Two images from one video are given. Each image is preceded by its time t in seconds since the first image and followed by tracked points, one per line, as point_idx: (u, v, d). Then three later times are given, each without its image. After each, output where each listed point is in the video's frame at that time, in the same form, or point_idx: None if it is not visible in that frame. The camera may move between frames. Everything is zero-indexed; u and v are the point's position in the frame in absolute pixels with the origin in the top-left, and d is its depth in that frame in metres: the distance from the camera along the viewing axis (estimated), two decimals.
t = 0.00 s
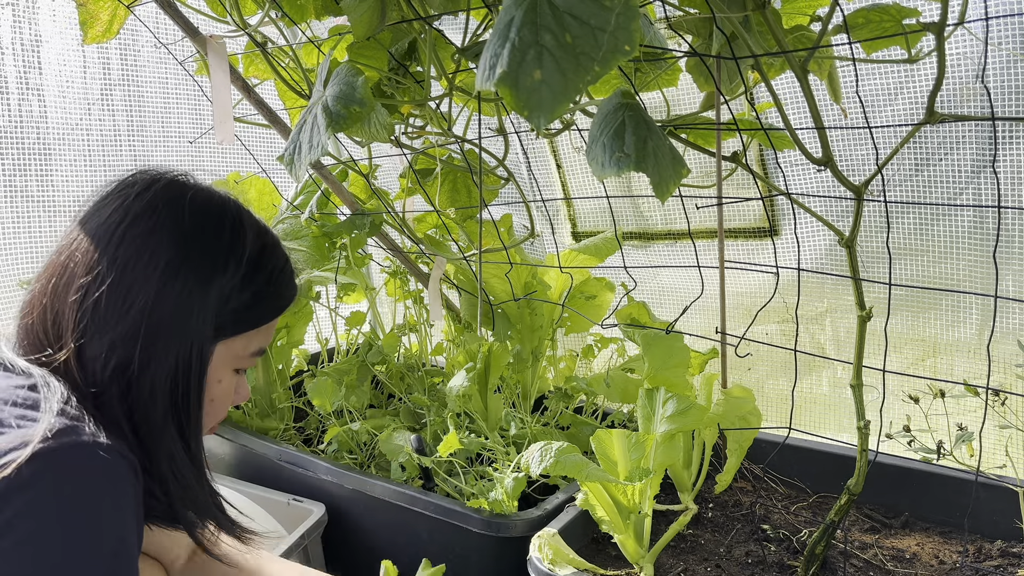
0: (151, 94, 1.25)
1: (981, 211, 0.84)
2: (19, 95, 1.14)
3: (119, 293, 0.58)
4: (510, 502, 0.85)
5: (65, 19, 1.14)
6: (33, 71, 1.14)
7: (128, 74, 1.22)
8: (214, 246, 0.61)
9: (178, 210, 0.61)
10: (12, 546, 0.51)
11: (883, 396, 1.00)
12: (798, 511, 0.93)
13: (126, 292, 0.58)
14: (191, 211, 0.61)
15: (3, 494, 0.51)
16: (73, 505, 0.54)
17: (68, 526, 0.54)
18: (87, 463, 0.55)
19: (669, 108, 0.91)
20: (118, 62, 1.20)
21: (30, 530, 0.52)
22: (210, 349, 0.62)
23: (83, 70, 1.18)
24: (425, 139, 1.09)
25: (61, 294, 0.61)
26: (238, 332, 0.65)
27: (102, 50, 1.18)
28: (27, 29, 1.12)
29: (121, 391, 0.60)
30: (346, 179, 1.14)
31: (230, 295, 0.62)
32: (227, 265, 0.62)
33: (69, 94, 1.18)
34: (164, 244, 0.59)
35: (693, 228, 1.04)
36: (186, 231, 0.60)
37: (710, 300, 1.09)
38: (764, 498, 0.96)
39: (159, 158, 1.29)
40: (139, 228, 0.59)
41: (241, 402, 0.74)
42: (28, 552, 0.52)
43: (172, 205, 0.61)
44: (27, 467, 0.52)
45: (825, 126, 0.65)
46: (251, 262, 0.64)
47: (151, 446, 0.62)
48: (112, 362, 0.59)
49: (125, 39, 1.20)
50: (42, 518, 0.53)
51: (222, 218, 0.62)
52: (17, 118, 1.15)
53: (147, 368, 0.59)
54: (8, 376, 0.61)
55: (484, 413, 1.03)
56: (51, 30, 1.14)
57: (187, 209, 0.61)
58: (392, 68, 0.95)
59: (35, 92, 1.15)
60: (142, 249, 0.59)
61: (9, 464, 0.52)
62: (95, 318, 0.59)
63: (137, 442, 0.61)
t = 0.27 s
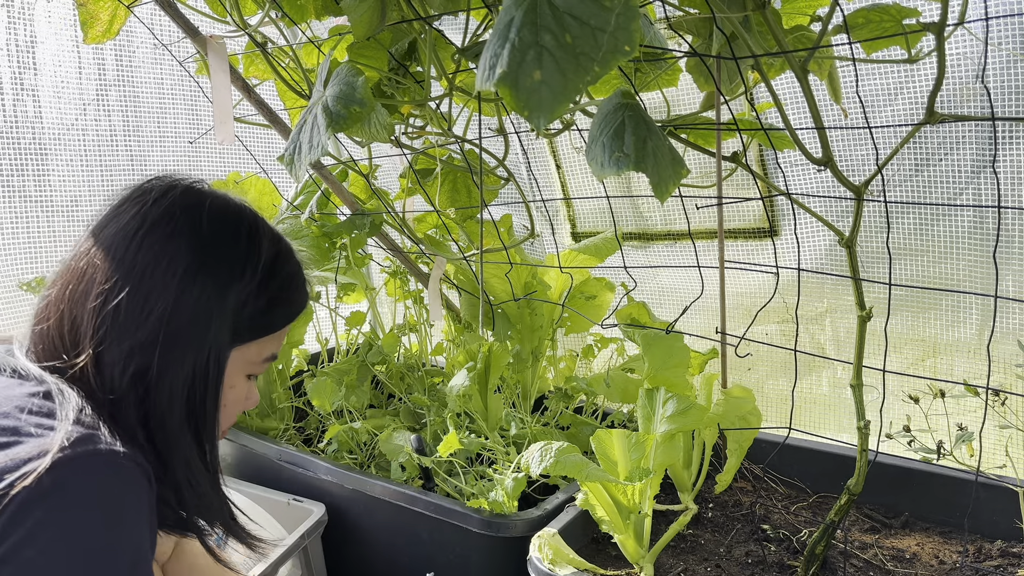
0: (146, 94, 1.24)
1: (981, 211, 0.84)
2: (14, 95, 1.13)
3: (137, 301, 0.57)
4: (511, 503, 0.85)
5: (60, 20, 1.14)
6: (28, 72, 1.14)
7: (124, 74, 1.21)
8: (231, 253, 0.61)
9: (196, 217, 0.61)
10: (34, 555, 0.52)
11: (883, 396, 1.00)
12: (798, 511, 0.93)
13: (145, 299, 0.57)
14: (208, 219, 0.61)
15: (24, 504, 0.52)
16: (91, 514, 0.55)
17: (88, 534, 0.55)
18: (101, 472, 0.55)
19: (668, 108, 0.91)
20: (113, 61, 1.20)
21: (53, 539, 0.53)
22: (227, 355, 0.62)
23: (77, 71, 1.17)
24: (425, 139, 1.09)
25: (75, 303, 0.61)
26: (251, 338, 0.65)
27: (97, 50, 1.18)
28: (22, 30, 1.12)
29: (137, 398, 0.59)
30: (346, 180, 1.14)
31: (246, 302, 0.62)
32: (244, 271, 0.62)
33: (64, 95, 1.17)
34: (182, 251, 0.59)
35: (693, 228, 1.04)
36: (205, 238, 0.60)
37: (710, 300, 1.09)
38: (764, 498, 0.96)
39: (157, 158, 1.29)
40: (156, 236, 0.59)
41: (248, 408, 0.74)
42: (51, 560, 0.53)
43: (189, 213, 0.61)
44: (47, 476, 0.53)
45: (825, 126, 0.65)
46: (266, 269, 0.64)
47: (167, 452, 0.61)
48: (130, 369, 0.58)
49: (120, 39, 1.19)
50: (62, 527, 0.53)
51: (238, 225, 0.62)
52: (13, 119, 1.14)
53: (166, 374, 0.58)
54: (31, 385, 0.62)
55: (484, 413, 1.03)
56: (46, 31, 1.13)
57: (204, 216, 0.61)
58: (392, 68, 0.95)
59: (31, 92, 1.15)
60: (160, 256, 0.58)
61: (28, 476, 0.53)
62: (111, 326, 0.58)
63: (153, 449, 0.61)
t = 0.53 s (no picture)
0: (148, 94, 1.24)
1: (981, 211, 0.84)
2: (14, 95, 1.14)
3: (145, 302, 0.57)
4: (510, 502, 0.85)
5: (62, 19, 1.14)
6: (29, 72, 1.14)
7: (125, 74, 1.21)
8: (238, 252, 0.61)
9: (201, 217, 0.61)
10: (40, 556, 0.53)
11: (882, 396, 1.00)
12: (798, 511, 0.93)
13: (153, 298, 0.57)
14: (214, 219, 0.61)
15: (29, 505, 0.52)
16: (96, 513, 0.55)
17: (92, 532, 0.55)
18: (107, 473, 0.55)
19: (668, 108, 0.91)
20: (115, 62, 1.20)
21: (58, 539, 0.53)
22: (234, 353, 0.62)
23: (79, 71, 1.17)
24: (425, 139, 1.09)
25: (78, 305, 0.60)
26: (255, 335, 0.66)
27: (99, 50, 1.18)
28: (23, 30, 1.12)
29: (145, 397, 0.59)
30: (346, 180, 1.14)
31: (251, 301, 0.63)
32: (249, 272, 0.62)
33: (64, 94, 1.17)
34: (189, 250, 0.59)
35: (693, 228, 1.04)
36: (212, 238, 0.60)
37: (710, 300, 1.09)
38: (764, 498, 0.96)
39: (157, 158, 1.29)
40: (162, 236, 0.59)
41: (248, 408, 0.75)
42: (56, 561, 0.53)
43: (195, 213, 0.61)
44: (52, 477, 0.53)
45: (825, 126, 0.65)
46: (270, 268, 0.65)
47: (174, 451, 0.61)
48: (139, 368, 0.58)
49: (122, 39, 1.19)
50: (69, 527, 0.54)
51: (243, 226, 0.63)
52: (13, 118, 1.14)
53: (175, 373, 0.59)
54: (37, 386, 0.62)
55: (484, 413, 1.03)
56: (48, 31, 1.13)
57: (211, 218, 0.61)
58: (392, 68, 0.95)
59: (31, 92, 1.15)
60: (168, 256, 0.58)
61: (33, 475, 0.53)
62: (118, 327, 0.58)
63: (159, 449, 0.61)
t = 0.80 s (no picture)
0: (145, 94, 1.24)
1: (981, 211, 0.84)
2: (12, 95, 1.13)
3: (147, 301, 0.57)
4: (510, 502, 0.85)
5: (60, 20, 1.13)
6: (26, 72, 1.13)
7: (122, 74, 1.21)
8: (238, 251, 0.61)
9: (199, 216, 0.61)
10: (42, 553, 0.53)
11: (883, 396, 1.00)
12: (798, 511, 0.93)
13: (153, 298, 0.57)
14: (213, 218, 0.61)
15: (31, 503, 0.52)
16: (97, 512, 0.55)
17: (95, 531, 0.55)
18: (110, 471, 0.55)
19: (668, 108, 0.91)
20: (112, 62, 1.20)
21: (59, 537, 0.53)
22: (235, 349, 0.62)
23: (76, 71, 1.17)
24: (425, 139, 1.09)
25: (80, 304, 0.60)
26: (254, 333, 0.66)
27: (96, 50, 1.17)
28: (21, 30, 1.11)
29: (147, 396, 0.59)
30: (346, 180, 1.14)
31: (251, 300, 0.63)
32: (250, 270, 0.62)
33: (62, 95, 1.17)
34: (190, 250, 0.59)
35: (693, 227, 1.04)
36: (213, 237, 0.60)
37: (710, 300, 1.09)
38: (764, 498, 0.96)
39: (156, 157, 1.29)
40: (162, 236, 0.59)
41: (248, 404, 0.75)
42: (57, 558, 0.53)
43: (195, 213, 0.61)
44: (54, 474, 0.53)
45: (825, 126, 0.65)
46: (267, 265, 0.65)
47: (175, 448, 0.61)
48: (139, 368, 0.58)
49: (120, 39, 1.19)
50: (71, 526, 0.54)
51: (243, 225, 0.63)
52: (10, 119, 1.14)
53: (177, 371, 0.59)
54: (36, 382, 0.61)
55: (485, 413, 1.03)
56: (46, 31, 1.13)
57: (209, 217, 0.61)
58: (392, 68, 0.95)
59: (29, 92, 1.14)
60: (168, 256, 0.58)
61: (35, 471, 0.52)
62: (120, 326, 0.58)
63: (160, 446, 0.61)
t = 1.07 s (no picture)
0: (139, 93, 1.24)
1: (981, 211, 0.84)
2: (4, 92, 1.13)
3: (151, 300, 0.54)
4: (510, 502, 0.85)
5: (54, 20, 1.14)
6: (19, 70, 1.14)
7: (117, 73, 1.21)
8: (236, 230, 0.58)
9: (190, 195, 0.56)
10: (81, 562, 0.52)
11: (883, 396, 1.00)
12: (797, 511, 0.93)
13: (194, 290, 0.56)
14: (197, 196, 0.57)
15: (68, 511, 0.52)
16: (128, 518, 0.53)
17: (126, 536, 0.53)
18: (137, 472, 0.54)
19: (669, 108, 0.91)
20: (107, 61, 1.20)
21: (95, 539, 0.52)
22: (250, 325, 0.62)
23: (69, 69, 1.17)
24: (425, 139, 1.09)
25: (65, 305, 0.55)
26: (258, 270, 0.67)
27: (91, 49, 1.17)
28: (14, 29, 1.12)
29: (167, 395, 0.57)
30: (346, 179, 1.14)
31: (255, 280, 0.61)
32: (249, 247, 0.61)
33: (54, 93, 1.17)
34: (186, 238, 0.55)
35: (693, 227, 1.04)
36: (205, 221, 0.56)
37: (710, 300, 1.09)
38: (764, 498, 0.96)
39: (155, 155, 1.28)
40: (153, 227, 0.54)
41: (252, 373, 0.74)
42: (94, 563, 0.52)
43: (180, 195, 0.56)
44: (86, 482, 0.52)
45: (825, 126, 0.65)
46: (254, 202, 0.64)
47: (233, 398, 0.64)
48: (201, 357, 0.58)
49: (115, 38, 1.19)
50: (105, 533, 0.52)
51: (230, 203, 0.59)
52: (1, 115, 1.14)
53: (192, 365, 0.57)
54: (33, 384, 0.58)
55: (485, 413, 1.03)
56: (38, 30, 1.13)
57: (192, 195, 0.57)
58: (392, 68, 0.95)
59: (21, 90, 1.15)
60: (163, 247, 0.54)
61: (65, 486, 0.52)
62: (124, 330, 0.55)
63: (181, 442, 0.60)
